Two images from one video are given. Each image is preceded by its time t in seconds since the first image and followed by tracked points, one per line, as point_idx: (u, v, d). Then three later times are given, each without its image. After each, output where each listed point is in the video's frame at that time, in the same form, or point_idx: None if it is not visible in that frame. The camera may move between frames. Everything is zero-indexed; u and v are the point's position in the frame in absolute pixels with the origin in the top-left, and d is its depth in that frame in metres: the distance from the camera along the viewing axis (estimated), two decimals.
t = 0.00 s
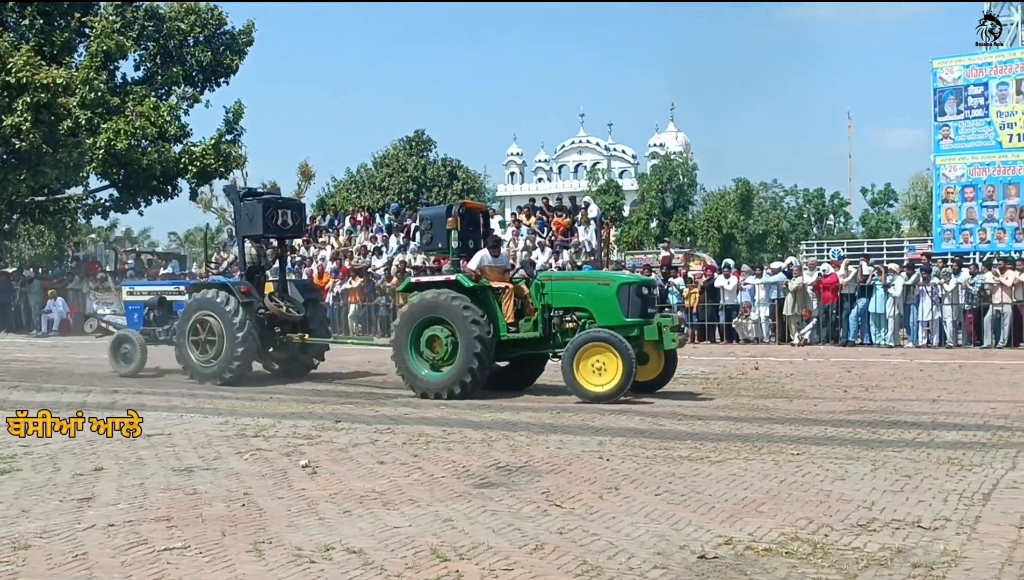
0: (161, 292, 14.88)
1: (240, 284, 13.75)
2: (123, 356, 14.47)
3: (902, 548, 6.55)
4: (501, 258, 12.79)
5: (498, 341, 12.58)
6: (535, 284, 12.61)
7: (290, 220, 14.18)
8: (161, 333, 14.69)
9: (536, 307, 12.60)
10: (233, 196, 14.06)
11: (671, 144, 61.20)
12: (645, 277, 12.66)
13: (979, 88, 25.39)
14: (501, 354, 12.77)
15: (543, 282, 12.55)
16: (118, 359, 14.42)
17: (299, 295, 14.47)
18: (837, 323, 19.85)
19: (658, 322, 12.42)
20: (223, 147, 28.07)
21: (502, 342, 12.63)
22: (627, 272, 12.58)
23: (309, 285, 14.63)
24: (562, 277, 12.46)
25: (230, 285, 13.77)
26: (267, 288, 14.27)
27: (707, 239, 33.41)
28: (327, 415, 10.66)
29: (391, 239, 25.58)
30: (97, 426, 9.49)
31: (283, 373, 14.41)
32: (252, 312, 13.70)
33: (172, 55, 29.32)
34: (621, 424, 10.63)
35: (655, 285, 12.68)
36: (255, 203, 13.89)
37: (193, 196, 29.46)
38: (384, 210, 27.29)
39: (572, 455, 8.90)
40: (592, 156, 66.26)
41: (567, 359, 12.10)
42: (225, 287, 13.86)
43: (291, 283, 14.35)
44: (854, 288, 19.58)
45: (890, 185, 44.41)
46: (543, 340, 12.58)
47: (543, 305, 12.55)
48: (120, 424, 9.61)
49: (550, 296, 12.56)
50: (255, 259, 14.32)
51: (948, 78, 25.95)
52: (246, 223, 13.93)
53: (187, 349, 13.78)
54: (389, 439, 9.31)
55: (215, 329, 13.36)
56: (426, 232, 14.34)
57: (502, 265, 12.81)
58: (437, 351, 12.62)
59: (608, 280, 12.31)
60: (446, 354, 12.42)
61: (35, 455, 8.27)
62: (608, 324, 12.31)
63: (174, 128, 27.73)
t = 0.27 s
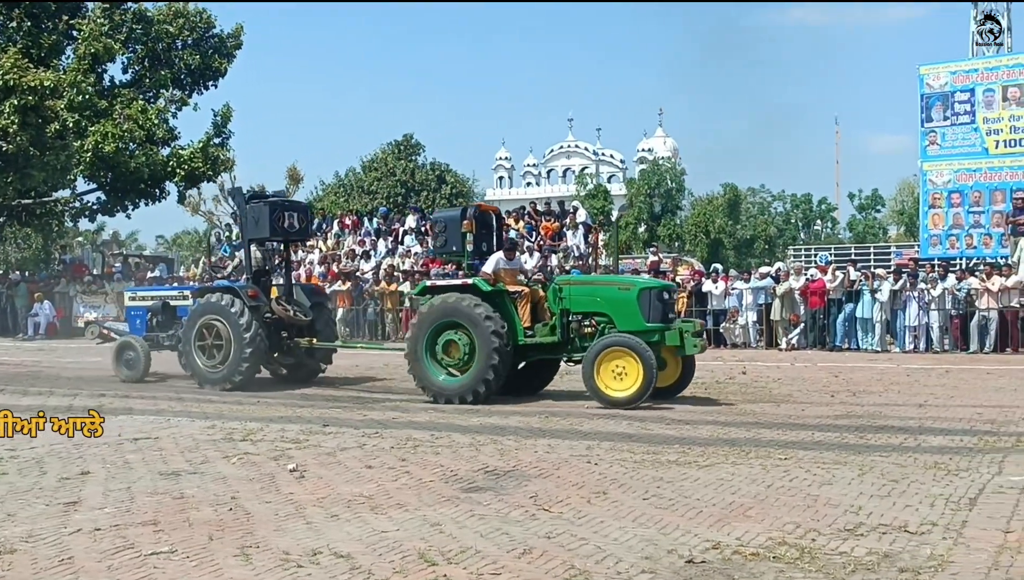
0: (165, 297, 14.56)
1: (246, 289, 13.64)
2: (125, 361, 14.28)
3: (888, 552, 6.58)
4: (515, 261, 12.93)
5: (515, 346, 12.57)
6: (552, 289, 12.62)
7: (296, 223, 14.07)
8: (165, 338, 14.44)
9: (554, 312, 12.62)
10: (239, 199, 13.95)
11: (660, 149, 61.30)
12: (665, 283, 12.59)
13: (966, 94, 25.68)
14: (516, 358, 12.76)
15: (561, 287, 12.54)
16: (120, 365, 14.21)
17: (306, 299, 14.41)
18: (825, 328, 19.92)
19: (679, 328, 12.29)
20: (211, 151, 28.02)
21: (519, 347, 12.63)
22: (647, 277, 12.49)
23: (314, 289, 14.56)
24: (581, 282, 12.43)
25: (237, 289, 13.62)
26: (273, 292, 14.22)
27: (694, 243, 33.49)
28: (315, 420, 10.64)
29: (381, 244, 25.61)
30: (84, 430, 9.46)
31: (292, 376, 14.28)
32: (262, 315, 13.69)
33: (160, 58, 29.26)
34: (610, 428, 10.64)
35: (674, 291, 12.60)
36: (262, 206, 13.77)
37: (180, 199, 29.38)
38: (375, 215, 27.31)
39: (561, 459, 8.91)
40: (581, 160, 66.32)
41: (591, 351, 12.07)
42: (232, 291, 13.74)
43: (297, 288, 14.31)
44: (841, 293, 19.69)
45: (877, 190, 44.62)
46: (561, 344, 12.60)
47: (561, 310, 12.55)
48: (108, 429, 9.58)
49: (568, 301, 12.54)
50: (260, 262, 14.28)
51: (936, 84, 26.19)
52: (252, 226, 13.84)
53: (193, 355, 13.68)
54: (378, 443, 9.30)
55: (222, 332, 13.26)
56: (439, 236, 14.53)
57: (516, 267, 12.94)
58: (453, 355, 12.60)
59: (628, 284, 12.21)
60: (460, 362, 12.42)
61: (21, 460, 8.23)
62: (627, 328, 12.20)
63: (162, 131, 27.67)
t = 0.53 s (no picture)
0: (168, 299, 14.58)
1: (252, 291, 13.48)
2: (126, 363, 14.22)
3: (870, 554, 6.62)
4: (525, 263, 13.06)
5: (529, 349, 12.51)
6: (569, 290, 12.61)
7: (301, 225, 14.02)
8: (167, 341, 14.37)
9: (570, 314, 12.62)
10: (244, 201, 13.91)
11: (644, 152, 61.40)
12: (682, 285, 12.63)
13: (948, 98, 25.84)
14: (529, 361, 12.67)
15: (578, 289, 12.55)
16: (121, 366, 14.14)
17: (311, 303, 14.37)
18: (807, 332, 19.96)
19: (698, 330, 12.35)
20: (195, 152, 27.93)
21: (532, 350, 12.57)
22: (665, 280, 12.54)
23: (319, 293, 14.51)
24: (598, 285, 12.45)
25: (241, 291, 13.47)
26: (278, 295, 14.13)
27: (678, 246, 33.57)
28: (298, 422, 10.62)
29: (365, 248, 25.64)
30: (66, 433, 9.41)
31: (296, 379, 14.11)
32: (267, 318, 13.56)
33: (144, 59, 29.13)
34: (594, 431, 10.66)
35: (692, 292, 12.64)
36: (267, 207, 13.72)
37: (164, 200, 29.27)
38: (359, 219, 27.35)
39: (544, 462, 8.92)
40: (565, 163, 66.35)
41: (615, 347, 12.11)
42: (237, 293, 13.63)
43: (302, 292, 14.26)
44: (824, 296, 19.75)
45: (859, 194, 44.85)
46: (577, 347, 12.57)
47: (577, 312, 12.56)
48: (90, 431, 9.55)
49: (584, 303, 12.56)
50: (265, 266, 14.22)
51: (918, 89, 26.30)
52: (258, 228, 13.79)
53: (197, 359, 13.50)
54: (361, 446, 9.29)
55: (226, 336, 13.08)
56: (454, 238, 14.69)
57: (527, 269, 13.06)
58: (468, 357, 12.47)
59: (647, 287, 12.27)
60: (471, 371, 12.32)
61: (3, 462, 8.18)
62: (646, 331, 12.25)
63: (146, 132, 27.54)
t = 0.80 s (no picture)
0: (165, 300, 14.37)
1: (252, 293, 13.36)
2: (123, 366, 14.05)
3: (845, 556, 6.67)
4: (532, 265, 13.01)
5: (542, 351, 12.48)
6: (581, 292, 12.50)
7: (303, 227, 13.87)
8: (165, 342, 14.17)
9: (582, 316, 12.50)
10: (245, 201, 13.73)
11: (621, 154, 61.58)
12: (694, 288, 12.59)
13: (922, 103, 26.61)
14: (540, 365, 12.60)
15: (590, 292, 12.44)
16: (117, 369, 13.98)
17: (312, 306, 14.21)
18: (782, 334, 20.15)
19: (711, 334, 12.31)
20: (171, 153, 27.78)
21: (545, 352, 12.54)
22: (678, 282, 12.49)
23: (319, 295, 14.35)
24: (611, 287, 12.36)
25: (241, 294, 13.35)
26: (279, 297, 13.91)
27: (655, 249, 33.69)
28: (274, 424, 10.59)
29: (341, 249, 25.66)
30: (41, 436, 9.34)
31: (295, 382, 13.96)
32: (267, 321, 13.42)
33: (120, 59, 28.94)
34: (571, 433, 10.68)
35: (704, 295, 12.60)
36: (269, 209, 13.56)
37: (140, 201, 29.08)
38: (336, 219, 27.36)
39: (521, 464, 8.93)
40: (543, 165, 66.43)
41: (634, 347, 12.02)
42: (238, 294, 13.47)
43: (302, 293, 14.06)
44: (799, 299, 19.92)
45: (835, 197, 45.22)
46: (588, 350, 12.46)
47: (590, 315, 12.44)
48: (65, 434, 9.47)
49: (597, 305, 12.45)
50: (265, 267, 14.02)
51: (893, 93, 27.00)
52: (260, 229, 13.61)
53: (196, 363, 13.34)
54: (338, 448, 9.27)
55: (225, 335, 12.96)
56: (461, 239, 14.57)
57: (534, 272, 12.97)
58: (479, 358, 12.42)
59: (662, 290, 12.20)
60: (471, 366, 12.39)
61: None
62: (662, 334, 12.19)
63: (122, 132, 27.36)
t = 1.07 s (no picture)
0: (145, 299, 14.18)
1: (239, 293, 13.30)
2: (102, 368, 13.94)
3: (801, 554, 6.75)
4: (530, 264, 13.04)
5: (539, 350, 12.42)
6: (579, 291, 12.46)
7: (289, 225, 13.93)
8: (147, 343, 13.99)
9: (579, 317, 12.44)
10: (230, 200, 13.76)
11: (582, 153, 61.76)
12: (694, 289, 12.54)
13: (877, 103, 27.09)
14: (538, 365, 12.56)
15: (588, 291, 12.39)
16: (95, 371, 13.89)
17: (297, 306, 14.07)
18: (738, 332, 20.35)
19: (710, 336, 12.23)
20: (128, 151, 27.48)
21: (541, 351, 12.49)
22: (678, 283, 12.44)
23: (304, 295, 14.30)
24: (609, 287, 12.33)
25: (228, 294, 13.28)
26: (263, 297, 13.80)
27: (614, 248, 33.85)
28: (232, 424, 10.52)
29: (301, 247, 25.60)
30: None
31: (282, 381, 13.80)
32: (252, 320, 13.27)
33: (76, 55, 28.54)
34: (530, 432, 10.72)
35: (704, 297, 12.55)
36: (256, 207, 13.62)
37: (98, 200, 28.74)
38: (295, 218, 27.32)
39: (481, 464, 8.95)
40: (503, 164, 66.44)
41: (634, 347, 11.99)
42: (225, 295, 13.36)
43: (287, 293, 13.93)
44: (757, 298, 20.20)
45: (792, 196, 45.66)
46: (586, 349, 12.42)
47: (587, 314, 12.39)
48: (20, 437, 9.36)
49: (595, 305, 12.40)
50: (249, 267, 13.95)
51: (848, 94, 27.53)
52: (245, 228, 13.66)
53: (180, 367, 13.14)
54: (296, 448, 9.25)
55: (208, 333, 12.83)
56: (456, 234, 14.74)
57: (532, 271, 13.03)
58: (475, 361, 12.37)
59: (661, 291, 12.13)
60: (462, 360, 12.38)
61: None
62: (660, 335, 12.11)
63: (77, 130, 27.00)
